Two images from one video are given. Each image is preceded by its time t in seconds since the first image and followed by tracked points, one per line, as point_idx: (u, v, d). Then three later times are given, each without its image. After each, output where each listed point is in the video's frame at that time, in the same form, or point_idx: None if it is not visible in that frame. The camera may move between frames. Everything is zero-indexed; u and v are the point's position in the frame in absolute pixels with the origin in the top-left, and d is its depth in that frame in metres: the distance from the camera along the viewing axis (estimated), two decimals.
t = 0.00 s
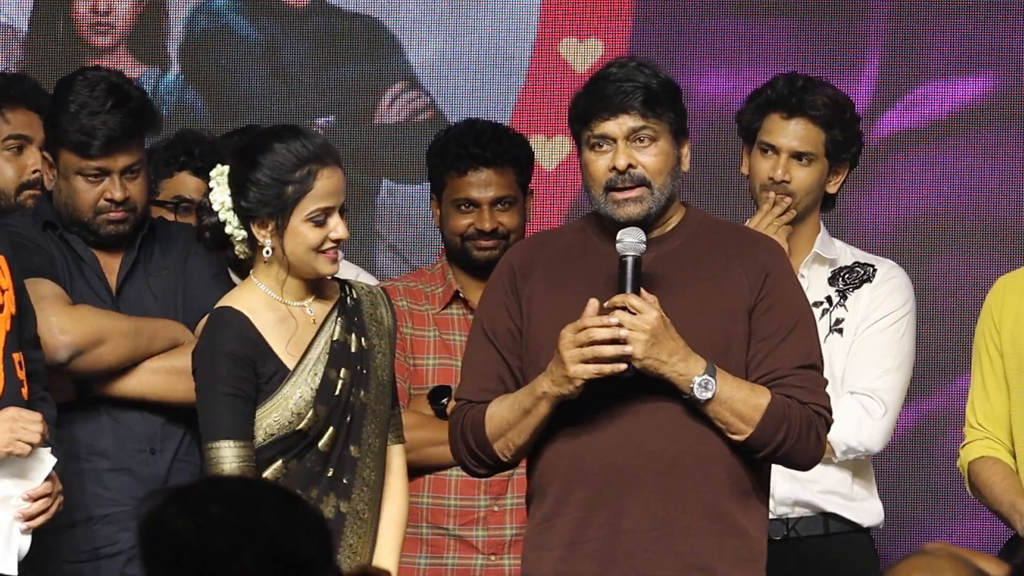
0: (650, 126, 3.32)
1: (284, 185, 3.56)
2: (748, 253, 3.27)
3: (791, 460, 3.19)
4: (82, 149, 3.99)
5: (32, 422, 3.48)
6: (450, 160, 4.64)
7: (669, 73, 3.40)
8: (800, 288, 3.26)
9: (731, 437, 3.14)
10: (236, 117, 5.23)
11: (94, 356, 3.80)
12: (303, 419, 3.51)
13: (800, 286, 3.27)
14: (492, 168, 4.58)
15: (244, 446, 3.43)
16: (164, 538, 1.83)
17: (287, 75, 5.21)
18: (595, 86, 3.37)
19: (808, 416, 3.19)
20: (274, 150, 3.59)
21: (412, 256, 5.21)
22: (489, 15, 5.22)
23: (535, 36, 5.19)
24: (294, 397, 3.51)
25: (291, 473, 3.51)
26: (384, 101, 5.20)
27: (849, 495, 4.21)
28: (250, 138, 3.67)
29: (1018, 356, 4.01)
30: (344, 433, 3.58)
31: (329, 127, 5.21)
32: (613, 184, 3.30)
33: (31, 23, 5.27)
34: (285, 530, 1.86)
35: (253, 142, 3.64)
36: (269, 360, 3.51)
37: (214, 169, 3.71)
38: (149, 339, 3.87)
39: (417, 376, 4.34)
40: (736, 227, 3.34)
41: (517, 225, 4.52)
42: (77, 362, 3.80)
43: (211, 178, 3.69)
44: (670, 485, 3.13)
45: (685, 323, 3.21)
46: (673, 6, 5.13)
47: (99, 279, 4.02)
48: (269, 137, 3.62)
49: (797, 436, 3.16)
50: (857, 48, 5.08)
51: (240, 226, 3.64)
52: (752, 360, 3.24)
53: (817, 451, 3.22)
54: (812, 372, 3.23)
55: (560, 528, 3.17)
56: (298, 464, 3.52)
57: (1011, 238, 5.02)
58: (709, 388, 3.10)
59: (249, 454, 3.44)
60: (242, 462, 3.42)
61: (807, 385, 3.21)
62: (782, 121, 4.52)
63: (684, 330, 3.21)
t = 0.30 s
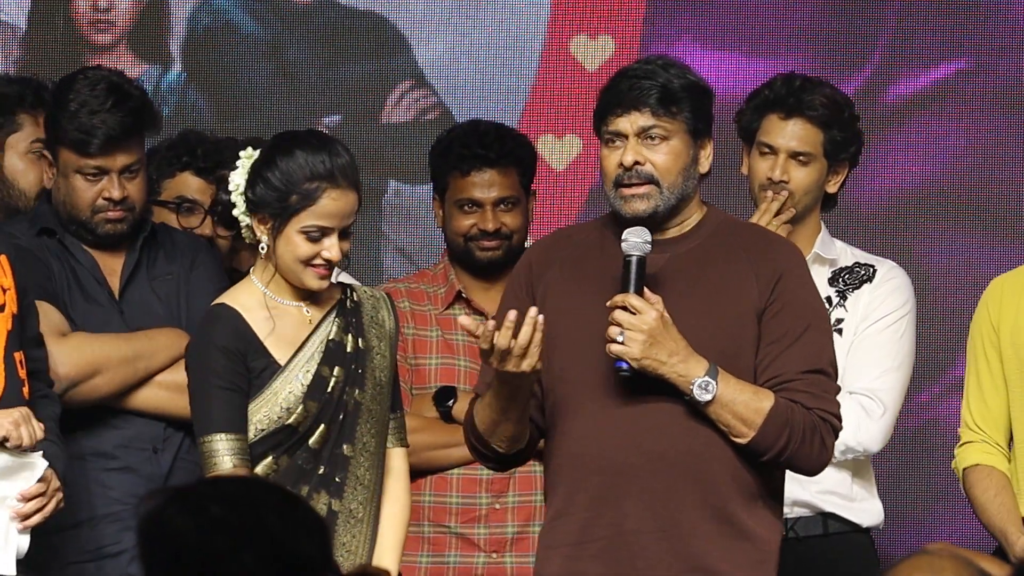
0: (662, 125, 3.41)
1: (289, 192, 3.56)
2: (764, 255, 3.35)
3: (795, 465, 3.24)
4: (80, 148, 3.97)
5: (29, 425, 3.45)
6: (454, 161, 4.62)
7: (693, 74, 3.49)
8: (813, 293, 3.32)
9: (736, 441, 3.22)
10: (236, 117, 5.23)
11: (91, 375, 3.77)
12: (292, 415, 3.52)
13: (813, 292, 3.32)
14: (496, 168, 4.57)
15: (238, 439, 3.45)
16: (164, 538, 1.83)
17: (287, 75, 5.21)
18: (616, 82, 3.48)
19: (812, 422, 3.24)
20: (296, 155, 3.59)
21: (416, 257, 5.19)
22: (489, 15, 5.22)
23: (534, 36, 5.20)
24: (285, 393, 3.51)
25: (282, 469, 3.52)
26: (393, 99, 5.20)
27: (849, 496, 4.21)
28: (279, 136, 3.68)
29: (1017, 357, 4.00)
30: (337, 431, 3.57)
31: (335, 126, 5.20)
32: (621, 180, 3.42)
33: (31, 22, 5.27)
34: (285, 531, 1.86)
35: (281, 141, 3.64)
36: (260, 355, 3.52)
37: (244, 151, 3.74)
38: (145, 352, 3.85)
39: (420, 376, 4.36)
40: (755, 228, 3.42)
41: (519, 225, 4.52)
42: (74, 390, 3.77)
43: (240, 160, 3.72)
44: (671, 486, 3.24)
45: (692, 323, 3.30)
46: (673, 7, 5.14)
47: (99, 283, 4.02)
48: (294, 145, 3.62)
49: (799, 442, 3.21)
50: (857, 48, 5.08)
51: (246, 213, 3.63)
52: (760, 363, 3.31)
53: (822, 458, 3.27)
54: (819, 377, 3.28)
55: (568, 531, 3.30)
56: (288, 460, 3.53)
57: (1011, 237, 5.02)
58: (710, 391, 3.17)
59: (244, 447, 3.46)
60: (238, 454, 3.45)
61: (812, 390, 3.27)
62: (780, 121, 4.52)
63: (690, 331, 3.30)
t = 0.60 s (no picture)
0: (689, 122, 3.49)
1: (296, 192, 3.56)
2: (778, 255, 3.41)
3: (802, 467, 3.30)
4: (76, 144, 3.97)
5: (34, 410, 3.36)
6: (459, 161, 4.62)
7: (734, 77, 3.55)
8: (824, 296, 3.37)
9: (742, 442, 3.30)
10: (236, 117, 5.23)
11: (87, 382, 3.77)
12: (293, 416, 3.52)
13: (825, 296, 3.37)
14: (500, 168, 4.57)
15: (237, 438, 3.45)
16: (164, 538, 1.83)
17: (287, 75, 5.21)
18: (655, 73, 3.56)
19: (818, 424, 3.30)
20: (301, 155, 3.59)
21: (423, 256, 5.19)
22: (489, 15, 5.21)
23: (534, 36, 5.20)
24: (286, 394, 3.52)
25: (281, 469, 3.52)
26: (399, 98, 5.20)
27: (848, 496, 4.21)
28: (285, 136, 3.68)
29: (1011, 354, 3.99)
30: (337, 433, 3.58)
31: (342, 125, 5.20)
32: (639, 167, 3.49)
33: (30, 22, 5.26)
34: (285, 530, 1.86)
35: (286, 141, 3.65)
36: (262, 355, 3.53)
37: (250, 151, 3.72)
38: (140, 360, 3.84)
39: (423, 375, 4.34)
40: (773, 229, 3.48)
41: (524, 226, 4.51)
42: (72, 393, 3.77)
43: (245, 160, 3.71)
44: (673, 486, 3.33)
45: (704, 321, 3.37)
46: (673, 7, 5.14)
47: (97, 283, 4.01)
48: (297, 145, 3.62)
49: (804, 445, 3.28)
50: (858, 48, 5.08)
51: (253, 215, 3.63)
52: (769, 365, 3.37)
53: (830, 460, 3.33)
54: (827, 379, 3.34)
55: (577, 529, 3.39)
56: (288, 461, 3.54)
57: (1011, 237, 5.03)
58: (712, 391, 3.25)
59: (243, 446, 3.46)
60: (237, 453, 3.45)
61: (819, 392, 3.33)
62: (779, 122, 4.51)
63: (699, 329, 3.37)
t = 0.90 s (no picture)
0: (710, 129, 3.48)
1: (294, 191, 3.55)
2: (793, 253, 3.43)
3: (812, 464, 3.32)
4: (74, 140, 3.99)
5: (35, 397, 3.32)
6: (461, 161, 4.61)
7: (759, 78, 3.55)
8: (841, 295, 3.38)
9: (751, 437, 3.33)
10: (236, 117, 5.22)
11: (88, 384, 3.79)
12: (298, 418, 3.52)
13: (841, 294, 3.38)
14: (502, 169, 4.56)
15: (241, 441, 3.45)
16: (164, 538, 1.83)
17: (287, 73, 5.21)
18: (678, 77, 3.56)
19: (828, 422, 3.31)
20: (281, 154, 3.57)
21: (421, 257, 5.20)
22: (489, 16, 5.21)
23: (533, 35, 5.19)
24: (291, 396, 3.52)
25: (287, 471, 3.52)
26: (400, 98, 5.20)
27: (847, 496, 4.22)
28: (258, 141, 3.66)
29: (1003, 353, 3.99)
30: (341, 434, 3.58)
31: (341, 126, 5.21)
32: (662, 173, 3.51)
33: (30, 22, 5.26)
34: (284, 530, 1.86)
35: (259, 146, 3.63)
36: (267, 357, 3.53)
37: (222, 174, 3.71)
38: (138, 363, 3.84)
39: (423, 375, 4.36)
40: (791, 228, 3.49)
41: (526, 226, 4.51)
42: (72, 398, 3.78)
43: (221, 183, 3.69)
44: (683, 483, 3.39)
45: (721, 319, 3.41)
46: (673, 7, 5.14)
47: (96, 284, 3.99)
48: (274, 143, 3.60)
49: (812, 443, 3.29)
50: (857, 49, 5.08)
51: (251, 230, 3.63)
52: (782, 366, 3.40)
53: (839, 459, 3.34)
54: (840, 377, 3.35)
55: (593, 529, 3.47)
56: (293, 462, 3.53)
57: (1011, 237, 5.03)
58: (722, 384, 3.28)
59: (247, 449, 3.46)
60: (241, 456, 3.44)
61: (830, 390, 3.33)
62: (778, 122, 4.50)
63: (715, 327, 3.41)
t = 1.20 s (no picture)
0: (717, 142, 3.47)
1: (284, 186, 3.56)
2: (807, 260, 3.44)
3: (802, 472, 3.31)
4: (72, 142, 3.99)
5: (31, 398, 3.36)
6: (462, 162, 4.61)
7: (771, 87, 3.51)
8: (852, 302, 3.39)
9: (745, 440, 3.33)
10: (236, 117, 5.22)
11: (88, 385, 3.78)
12: (300, 419, 3.52)
13: (855, 302, 3.39)
14: (504, 169, 4.55)
15: (244, 444, 3.44)
16: (164, 538, 1.85)
17: (287, 73, 5.21)
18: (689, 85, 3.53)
19: (821, 429, 3.31)
20: (264, 155, 3.57)
21: (417, 257, 5.20)
22: (489, 16, 5.21)
23: (534, 35, 5.18)
24: (292, 398, 3.51)
25: (289, 472, 3.52)
26: (393, 98, 5.20)
27: (845, 495, 4.23)
28: (240, 143, 3.66)
29: (1000, 353, 4.00)
30: (342, 434, 3.58)
31: (335, 127, 5.21)
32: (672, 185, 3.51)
33: (30, 22, 5.25)
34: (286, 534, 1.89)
35: (242, 148, 3.62)
36: (267, 358, 3.52)
37: (206, 186, 3.69)
38: (138, 363, 3.83)
39: (422, 376, 4.37)
40: (811, 236, 3.50)
41: (526, 227, 4.51)
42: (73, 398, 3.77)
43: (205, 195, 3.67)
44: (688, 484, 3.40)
45: (727, 324, 3.44)
46: (674, 7, 5.15)
47: (96, 283, 3.99)
48: (256, 143, 3.60)
49: (804, 448, 3.28)
50: (858, 49, 5.08)
51: (244, 238, 3.63)
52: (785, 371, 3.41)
53: (829, 470, 3.32)
54: (837, 386, 3.35)
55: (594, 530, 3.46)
56: (294, 463, 3.53)
57: (1011, 237, 5.03)
58: (715, 384, 3.31)
59: (249, 452, 3.45)
60: (244, 458, 3.43)
61: (825, 397, 3.33)
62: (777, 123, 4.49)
63: (726, 330, 3.43)
